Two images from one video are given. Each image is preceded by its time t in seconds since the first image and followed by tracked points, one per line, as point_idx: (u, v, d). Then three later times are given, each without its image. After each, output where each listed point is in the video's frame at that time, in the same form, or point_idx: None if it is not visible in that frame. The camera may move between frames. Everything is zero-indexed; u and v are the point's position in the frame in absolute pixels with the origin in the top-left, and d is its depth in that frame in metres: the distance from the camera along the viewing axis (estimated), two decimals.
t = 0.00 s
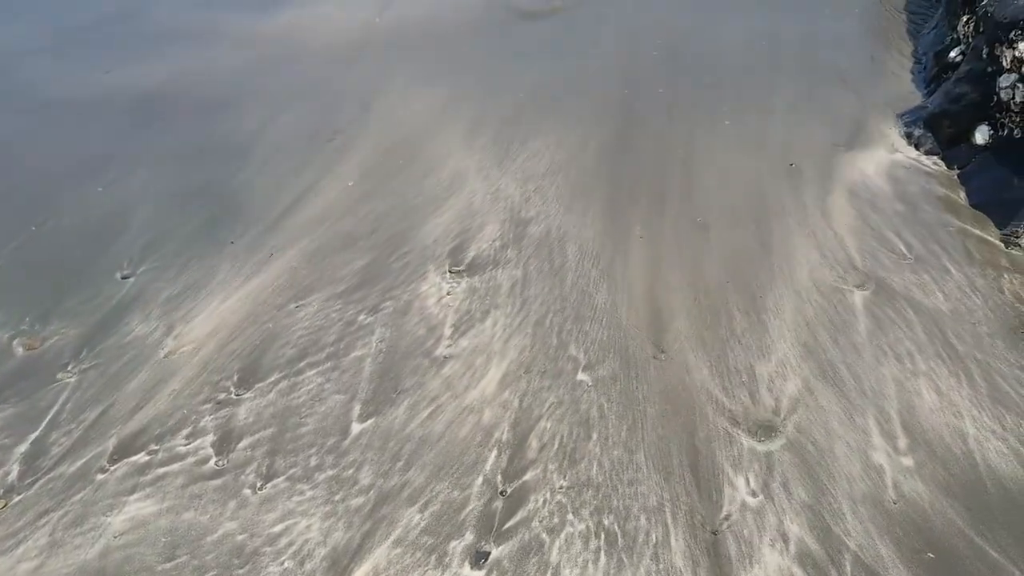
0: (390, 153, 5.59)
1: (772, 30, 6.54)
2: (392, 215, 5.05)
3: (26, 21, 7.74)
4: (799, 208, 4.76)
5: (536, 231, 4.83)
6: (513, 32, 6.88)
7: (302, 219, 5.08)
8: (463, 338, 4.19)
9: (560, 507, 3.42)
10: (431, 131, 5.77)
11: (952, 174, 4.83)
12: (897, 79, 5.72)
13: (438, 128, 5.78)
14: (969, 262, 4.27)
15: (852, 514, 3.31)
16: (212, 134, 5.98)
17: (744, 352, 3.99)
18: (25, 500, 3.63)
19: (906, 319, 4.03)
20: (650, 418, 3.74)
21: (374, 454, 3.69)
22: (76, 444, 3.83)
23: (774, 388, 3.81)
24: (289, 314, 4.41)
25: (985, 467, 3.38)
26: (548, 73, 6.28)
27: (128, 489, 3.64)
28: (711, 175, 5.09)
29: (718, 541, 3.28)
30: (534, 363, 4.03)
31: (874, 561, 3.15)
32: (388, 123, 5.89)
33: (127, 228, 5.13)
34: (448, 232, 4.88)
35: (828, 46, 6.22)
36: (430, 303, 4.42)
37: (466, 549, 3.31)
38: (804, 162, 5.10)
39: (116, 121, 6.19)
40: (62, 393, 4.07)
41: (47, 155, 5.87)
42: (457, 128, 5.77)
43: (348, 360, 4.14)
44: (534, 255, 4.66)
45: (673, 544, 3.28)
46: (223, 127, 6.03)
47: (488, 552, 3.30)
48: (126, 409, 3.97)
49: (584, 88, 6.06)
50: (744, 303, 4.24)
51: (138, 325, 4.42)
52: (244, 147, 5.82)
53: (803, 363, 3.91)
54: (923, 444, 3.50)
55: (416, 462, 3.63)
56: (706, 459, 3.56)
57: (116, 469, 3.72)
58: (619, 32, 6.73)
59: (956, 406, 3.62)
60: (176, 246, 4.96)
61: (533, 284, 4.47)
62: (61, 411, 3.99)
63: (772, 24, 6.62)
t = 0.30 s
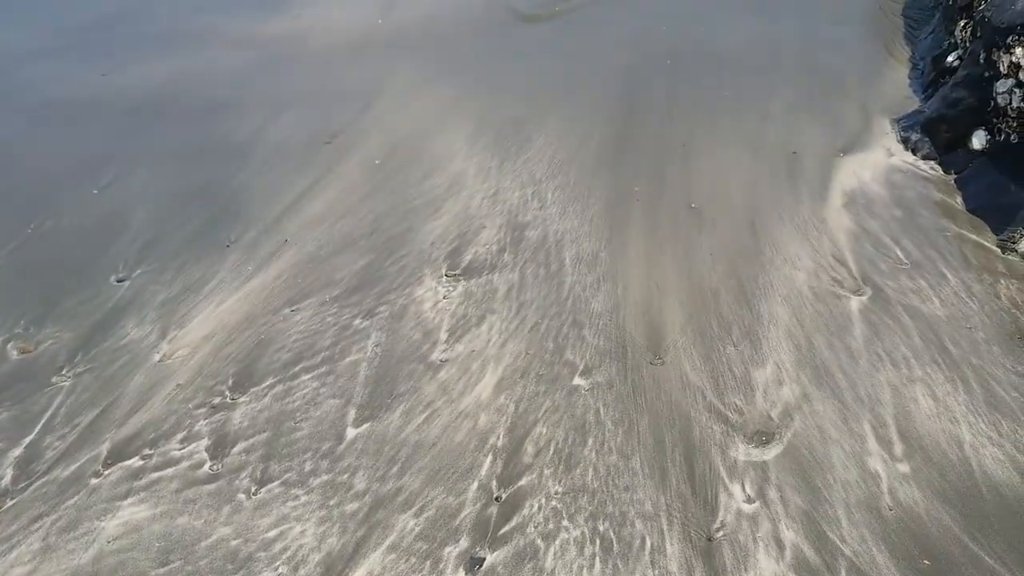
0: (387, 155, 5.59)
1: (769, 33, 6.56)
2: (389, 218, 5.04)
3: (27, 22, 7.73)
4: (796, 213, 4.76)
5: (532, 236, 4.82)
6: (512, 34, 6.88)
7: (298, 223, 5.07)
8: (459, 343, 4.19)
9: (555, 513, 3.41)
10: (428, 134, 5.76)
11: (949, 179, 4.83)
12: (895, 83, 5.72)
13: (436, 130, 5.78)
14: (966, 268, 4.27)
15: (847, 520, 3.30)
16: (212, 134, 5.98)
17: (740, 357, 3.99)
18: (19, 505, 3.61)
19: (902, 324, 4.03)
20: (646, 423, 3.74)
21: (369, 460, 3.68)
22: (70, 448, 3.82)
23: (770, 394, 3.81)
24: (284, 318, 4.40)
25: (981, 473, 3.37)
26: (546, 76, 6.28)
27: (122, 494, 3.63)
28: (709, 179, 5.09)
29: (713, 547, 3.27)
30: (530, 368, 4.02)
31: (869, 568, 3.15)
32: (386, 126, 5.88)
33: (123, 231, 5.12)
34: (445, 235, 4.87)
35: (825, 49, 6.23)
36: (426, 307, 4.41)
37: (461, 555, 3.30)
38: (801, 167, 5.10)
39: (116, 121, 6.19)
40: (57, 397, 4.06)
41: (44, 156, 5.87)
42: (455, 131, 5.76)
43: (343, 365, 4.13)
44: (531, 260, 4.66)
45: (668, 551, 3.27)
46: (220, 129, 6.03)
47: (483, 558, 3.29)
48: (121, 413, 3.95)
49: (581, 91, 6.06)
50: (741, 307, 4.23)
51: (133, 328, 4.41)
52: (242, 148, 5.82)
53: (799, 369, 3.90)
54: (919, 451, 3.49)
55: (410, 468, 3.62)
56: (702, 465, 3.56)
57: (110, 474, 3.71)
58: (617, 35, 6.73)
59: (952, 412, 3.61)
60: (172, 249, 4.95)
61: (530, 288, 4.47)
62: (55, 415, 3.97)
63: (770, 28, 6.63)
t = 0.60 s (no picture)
0: (385, 158, 5.59)
1: (768, 35, 6.58)
2: (385, 221, 5.03)
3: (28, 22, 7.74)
4: (793, 216, 4.76)
5: (530, 239, 4.82)
6: (509, 37, 6.88)
7: (295, 226, 5.05)
8: (456, 346, 4.18)
9: (552, 518, 3.40)
10: (425, 136, 5.76)
11: (946, 182, 4.83)
12: (891, 86, 5.73)
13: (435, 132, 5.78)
14: (963, 271, 4.26)
15: (845, 525, 3.30)
16: (213, 134, 5.99)
17: (738, 360, 3.98)
18: (14, 509, 3.60)
19: (899, 328, 4.03)
20: (644, 426, 3.73)
21: (366, 464, 3.67)
22: (65, 451, 3.81)
23: (767, 398, 3.80)
24: (281, 321, 4.39)
25: (978, 477, 3.37)
26: (544, 78, 6.28)
27: (117, 498, 3.61)
28: (707, 181, 5.10)
29: (710, 551, 3.27)
30: (527, 371, 4.01)
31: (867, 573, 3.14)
32: (384, 127, 5.88)
33: (120, 233, 5.11)
34: (442, 238, 4.87)
35: (823, 52, 6.24)
36: (423, 310, 4.41)
37: (457, 560, 3.29)
38: (799, 169, 5.10)
39: (116, 122, 6.19)
40: (52, 400, 4.04)
41: (42, 158, 5.87)
42: (453, 133, 5.77)
43: (340, 368, 4.12)
44: (529, 262, 4.65)
45: (666, 555, 3.27)
46: (218, 130, 6.02)
47: (479, 563, 3.28)
48: (117, 416, 3.94)
49: (579, 94, 6.06)
50: (739, 310, 4.23)
51: (129, 331, 4.39)
52: (240, 150, 5.81)
53: (797, 372, 3.90)
54: (916, 455, 3.49)
55: (407, 472, 3.61)
56: (700, 469, 3.55)
57: (106, 477, 3.70)
58: (615, 38, 6.73)
59: (949, 415, 3.61)
60: (168, 251, 4.94)
61: (528, 290, 4.47)
62: (51, 418, 3.96)
63: (768, 31, 6.63)
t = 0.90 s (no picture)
0: (383, 160, 5.59)
1: (766, 37, 6.59)
2: (383, 224, 5.03)
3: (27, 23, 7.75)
4: (791, 219, 4.76)
5: (528, 242, 4.81)
6: (508, 40, 6.89)
7: (292, 229, 5.05)
8: (454, 349, 4.17)
9: (550, 522, 3.39)
10: (424, 138, 5.76)
11: (943, 185, 4.83)
12: (889, 89, 5.74)
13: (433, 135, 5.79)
14: (961, 274, 4.26)
15: (843, 529, 3.29)
16: (213, 135, 5.99)
17: (736, 363, 3.98)
18: (10, 514, 3.59)
19: (897, 331, 4.02)
20: (642, 430, 3.73)
21: (364, 468, 3.66)
22: (61, 455, 3.80)
23: (766, 401, 3.80)
24: (278, 325, 4.38)
25: (977, 481, 3.37)
26: (542, 81, 6.29)
27: (114, 502, 3.60)
28: (706, 183, 5.10)
29: (708, 556, 3.26)
30: (525, 374, 4.01)
31: None
32: (382, 130, 5.88)
33: (118, 235, 5.10)
34: (440, 241, 4.86)
35: (821, 55, 6.25)
36: (420, 313, 4.40)
37: (455, 564, 3.28)
38: (797, 172, 5.11)
39: (116, 123, 6.20)
40: (48, 404, 4.03)
41: (41, 159, 5.87)
42: (451, 135, 5.77)
43: (337, 371, 4.11)
44: (527, 265, 4.65)
45: (664, 559, 3.26)
46: (218, 131, 6.03)
47: (477, 568, 3.27)
48: (114, 420, 3.93)
49: (578, 97, 6.06)
50: (738, 312, 4.24)
51: (126, 335, 4.38)
52: (239, 151, 5.81)
53: (795, 376, 3.89)
54: (914, 458, 3.49)
55: (404, 476, 3.60)
56: (698, 473, 3.54)
57: (102, 482, 3.69)
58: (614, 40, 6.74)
59: (948, 419, 3.61)
60: (166, 254, 4.93)
61: (526, 293, 4.46)
62: (48, 422, 3.94)
63: (766, 33, 6.65)
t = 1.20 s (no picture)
0: (381, 161, 5.58)
1: (764, 38, 6.60)
2: (380, 226, 5.02)
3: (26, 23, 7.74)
4: (787, 221, 4.76)
5: (524, 244, 4.81)
6: (506, 41, 6.90)
7: (288, 231, 5.04)
8: (450, 351, 4.17)
9: (546, 525, 3.39)
10: (421, 139, 5.76)
11: (940, 187, 4.83)
12: (886, 91, 5.74)
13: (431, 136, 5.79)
14: (957, 276, 4.26)
15: (839, 531, 3.29)
16: (212, 135, 6.00)
17: (733, 365, 3.98)
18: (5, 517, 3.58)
19: (894, 333, 4.02)
20: (638, 432, 3.72)
21: (360, 470, 3.65)
22: (57, 458, 3.79)
23: (762, 404, 3.80)
24: (275, 327, 4.38)
25: (972, 483, 3.37)
26: (540, 82, 6.30)
27: (109, 506, 3.59)
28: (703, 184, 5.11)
29: (704, 558, 3.25)
30: (521, 376, 4.00)
31: None
32: (380, 131, 5.88)
33: (115, 236, 5.10)
34: (436, 242, 4.86)
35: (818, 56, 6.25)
36: (416, 315, 4.40)
37: (451, 567, 3.28)
38: (794, 173, 5.11)
39: (115, 123, 6.20)
40: (44, 406, 4.02)
41: (40, 159, 5.87)
42: (449, 136, 5.77)
43: (333, 374, 4.11)
44: (524, 267, 4.65)
45: (660, 562, 3.25)
46: (217, 131, 6.03)
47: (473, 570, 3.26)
48: (109, 422, 3.92)
49: (576, 98, 6.07)
50: (736, 314, 4.24)
51: (122, 337, 4.38)
52: (237, 151, 5.81)
53: (791, 378, 3.89)
54: (911, 461, 3.49)
55: (401, 479, 3.60)
56: (694, 475, 3.54)
57: (97, 484, 3.68)
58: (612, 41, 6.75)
59: (944, 421, 3.61)
60: (162, 256, 4.92)
61: (523, 295, 4.46)
62: (44, 425, 3.94)
63: (764, 34, 6.66)
